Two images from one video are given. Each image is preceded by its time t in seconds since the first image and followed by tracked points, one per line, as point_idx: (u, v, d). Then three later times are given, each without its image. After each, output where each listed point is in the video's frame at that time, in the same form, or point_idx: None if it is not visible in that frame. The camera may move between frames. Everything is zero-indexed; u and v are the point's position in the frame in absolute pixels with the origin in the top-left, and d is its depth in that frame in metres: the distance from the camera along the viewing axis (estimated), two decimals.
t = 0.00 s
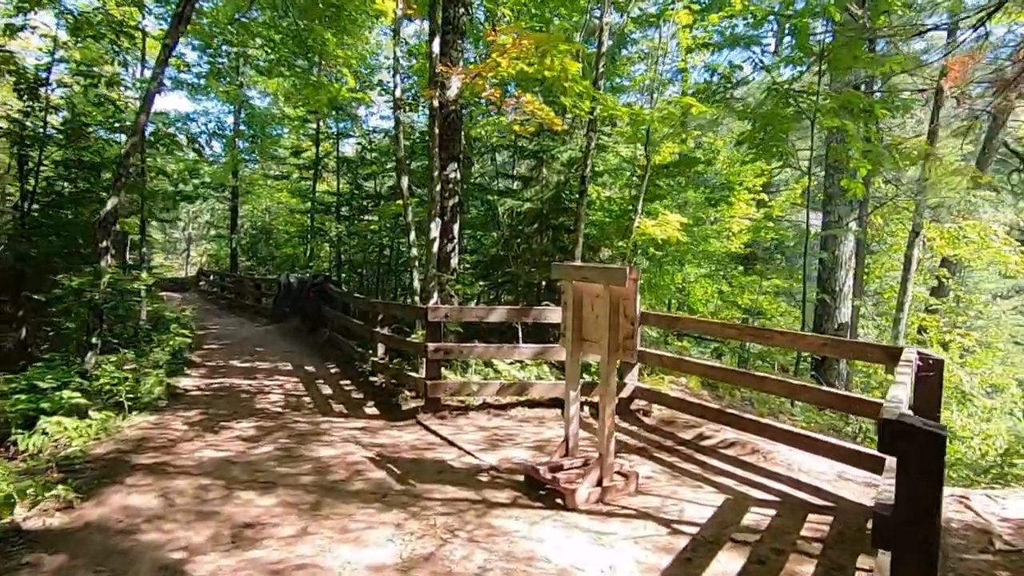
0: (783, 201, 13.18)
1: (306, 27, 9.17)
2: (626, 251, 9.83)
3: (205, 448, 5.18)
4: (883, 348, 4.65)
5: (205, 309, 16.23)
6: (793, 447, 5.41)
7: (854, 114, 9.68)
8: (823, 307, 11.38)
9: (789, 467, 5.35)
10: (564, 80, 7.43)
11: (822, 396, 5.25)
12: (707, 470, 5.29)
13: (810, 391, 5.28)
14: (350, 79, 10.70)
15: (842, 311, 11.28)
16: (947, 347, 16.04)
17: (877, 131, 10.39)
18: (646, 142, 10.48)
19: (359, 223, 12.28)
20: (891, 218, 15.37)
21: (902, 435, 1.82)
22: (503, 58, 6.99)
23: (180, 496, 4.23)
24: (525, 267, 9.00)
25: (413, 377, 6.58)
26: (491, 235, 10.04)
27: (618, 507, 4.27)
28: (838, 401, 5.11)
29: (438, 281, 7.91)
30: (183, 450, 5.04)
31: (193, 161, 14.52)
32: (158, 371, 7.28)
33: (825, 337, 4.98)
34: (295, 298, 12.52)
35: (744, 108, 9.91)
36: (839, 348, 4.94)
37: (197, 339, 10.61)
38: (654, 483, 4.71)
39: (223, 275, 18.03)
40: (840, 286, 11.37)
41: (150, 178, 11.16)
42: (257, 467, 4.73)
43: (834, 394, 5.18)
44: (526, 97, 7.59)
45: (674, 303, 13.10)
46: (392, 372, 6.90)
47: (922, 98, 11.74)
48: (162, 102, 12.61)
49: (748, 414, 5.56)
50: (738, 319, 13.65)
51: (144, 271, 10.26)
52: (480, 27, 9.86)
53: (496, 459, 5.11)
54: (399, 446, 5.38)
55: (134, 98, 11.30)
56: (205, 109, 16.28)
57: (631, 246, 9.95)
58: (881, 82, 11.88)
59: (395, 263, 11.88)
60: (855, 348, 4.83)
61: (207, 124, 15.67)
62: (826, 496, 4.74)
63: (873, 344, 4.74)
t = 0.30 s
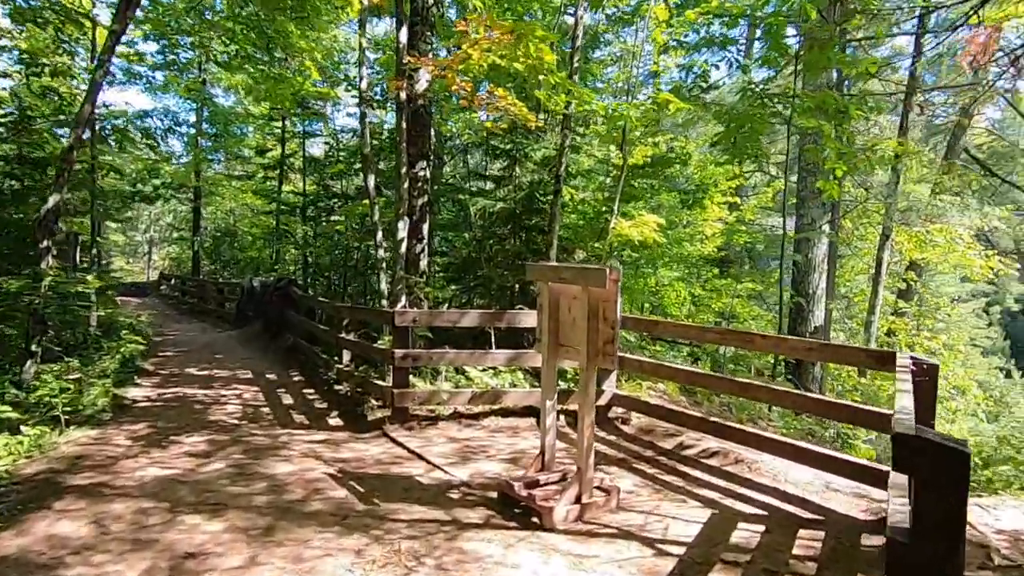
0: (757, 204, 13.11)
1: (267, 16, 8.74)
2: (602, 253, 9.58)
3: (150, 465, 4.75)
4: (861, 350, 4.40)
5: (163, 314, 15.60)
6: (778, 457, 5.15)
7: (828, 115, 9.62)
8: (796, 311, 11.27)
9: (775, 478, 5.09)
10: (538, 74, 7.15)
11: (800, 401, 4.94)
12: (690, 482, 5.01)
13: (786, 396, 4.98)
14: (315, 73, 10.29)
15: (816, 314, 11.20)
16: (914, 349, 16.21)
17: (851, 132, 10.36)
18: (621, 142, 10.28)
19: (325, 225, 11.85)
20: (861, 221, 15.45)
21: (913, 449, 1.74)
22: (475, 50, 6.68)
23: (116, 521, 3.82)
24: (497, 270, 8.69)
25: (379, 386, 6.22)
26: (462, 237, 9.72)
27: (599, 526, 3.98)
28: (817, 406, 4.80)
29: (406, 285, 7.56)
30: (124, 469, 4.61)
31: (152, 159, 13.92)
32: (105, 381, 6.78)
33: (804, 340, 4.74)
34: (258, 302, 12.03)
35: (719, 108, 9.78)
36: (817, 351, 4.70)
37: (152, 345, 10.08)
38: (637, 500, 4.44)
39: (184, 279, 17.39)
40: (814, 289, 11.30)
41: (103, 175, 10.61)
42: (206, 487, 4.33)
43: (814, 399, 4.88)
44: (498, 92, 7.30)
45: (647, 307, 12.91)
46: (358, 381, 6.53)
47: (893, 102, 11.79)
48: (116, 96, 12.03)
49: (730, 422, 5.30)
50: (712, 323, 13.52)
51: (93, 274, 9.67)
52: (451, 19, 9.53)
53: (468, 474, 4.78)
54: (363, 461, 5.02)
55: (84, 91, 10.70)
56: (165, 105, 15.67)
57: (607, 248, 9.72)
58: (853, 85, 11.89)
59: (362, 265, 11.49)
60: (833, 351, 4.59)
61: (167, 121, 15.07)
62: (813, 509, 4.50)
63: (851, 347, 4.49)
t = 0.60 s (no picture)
0: (729, 204, 12.98)
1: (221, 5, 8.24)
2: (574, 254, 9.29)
3: (80, 491, 4.28)
4: (850, 358, 4.18)
5: (116, 319, 14.86)
6: (761, 469, 4.91)
7: (802, 113, 9.48)
8: (769, 313, 11.15)
9: (759, 492, 4.85)
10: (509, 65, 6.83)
11: (780, 410, 4.53)
12: (670, 498, 4.73)
13: (765, 402, 4.60)
14: (274, 67, 9.79)
15: (789, 315, 11.09)
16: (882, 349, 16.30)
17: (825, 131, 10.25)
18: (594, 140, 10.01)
19: (286, 226, 11.35)
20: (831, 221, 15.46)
21: (925, 475, 1.45)
22: (442, 41, 6.32)
23: (32, 561, 3.36)
24: (466, 272, 8.34)
25: (339, 397, 5.82)
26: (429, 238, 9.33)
27: (576, 553, 3.67)
28: (799, 415, 4.39)
29: (369, 288, 7.16)
30: (49, 496, 4.13)
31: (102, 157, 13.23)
32: (39, 394, 6.23)
33: (791, 346, 4.52)
34: (214, 307, 11.47)
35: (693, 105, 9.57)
36: (804, 357, 4.47)
37: (98, 354, 9.46)
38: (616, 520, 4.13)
39: (138, 283, 16.64)
40: (787, 290, 11.18)
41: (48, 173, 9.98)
42: (141, 516, 3.89)
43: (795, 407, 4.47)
44: (466, 85, 6.96)
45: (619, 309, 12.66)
46: (316, 392, 6.11)
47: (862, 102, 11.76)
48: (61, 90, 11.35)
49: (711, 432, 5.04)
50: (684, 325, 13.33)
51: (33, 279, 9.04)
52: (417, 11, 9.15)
53: (434, 494, 4.42)
54: (320, 481, 4.62)
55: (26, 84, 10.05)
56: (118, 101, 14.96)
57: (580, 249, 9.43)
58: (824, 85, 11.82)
59: (325, 268, 11.01)
60: (821, 358, 4.34)
61: (120, 117, 14.37)
62: (802, 525, 4.26)
63: (839, 354, 4.26)
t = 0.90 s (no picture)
0: (696, 203, 12.87)
1: None
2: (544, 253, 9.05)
3: None
4: (835, 360, 3.95)
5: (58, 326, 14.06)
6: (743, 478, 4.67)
7: (770, 113, 9.40)
8: (737, 313, 11.04)
9: (741, 502, 4.60)
10: (476, 56, 6.53)
11: (766, 417, 4.29)
12: (650, 511, 4.45)
13: (747, 406, 4.37)
14: (226, 59, 9.31)
15: (757, 316, 11.01)
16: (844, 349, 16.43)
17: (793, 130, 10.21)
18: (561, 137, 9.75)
19: (240, 228, 10.82)
20: (794, 220, 15.51)
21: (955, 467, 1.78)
22: (404, 29, 5.99)
23: None
24: (429, 274, 7.98)
25: (294, 407, 5.41)
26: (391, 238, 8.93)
27: None
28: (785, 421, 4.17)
29: (326, 291, 6.75)
30: None
31: (43, 155, 12.50)
32: None
33: (774, 349, 4.28)
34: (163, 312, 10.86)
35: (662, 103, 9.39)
36: (788, 360, 4.23)
37: (33, 363, 8.82)
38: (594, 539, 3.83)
39: (83, 287, 15.81)
40: (755, 291, 11.08)
41: None
42: (61, 548, 3.44)
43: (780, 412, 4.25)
44: (429, 75, 6.63)
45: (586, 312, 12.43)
46: (269, 402, 5.68)
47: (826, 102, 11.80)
48: None
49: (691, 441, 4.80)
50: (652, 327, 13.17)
51: None
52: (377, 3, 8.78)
53: (396, 513, 4.06)
54: (270, 501, 4.21)
55: None
56: (60, 95, 14.16)
57: (548, 249, 9.18)
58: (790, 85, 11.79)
59: (281, 270, 10.53)
60: (805, 361, 4.10)
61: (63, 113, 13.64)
62: (787, 538, 4.02)
63: (824, 357, 4.03)
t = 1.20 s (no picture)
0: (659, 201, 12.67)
1: None
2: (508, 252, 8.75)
3: None
4: (816, 363, 3.71)
5: None
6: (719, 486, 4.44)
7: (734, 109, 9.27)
8: (702, 311, 10.91)
9: (718, 512, 4.37)
10: (435, 44, 6.20)
11: (741, 422, 4.07)
12: (623, 525, 4.19)
13: (722, 411, 4.14)
14: (168, 47, 8.76)
15: (721, 314, 10.93)
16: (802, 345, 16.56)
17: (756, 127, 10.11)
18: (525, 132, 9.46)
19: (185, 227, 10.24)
20: (755, 217, 15.49)
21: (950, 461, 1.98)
22: (357, 15, 5.61)
23: None
24: (388, 275, 7.62)
25: (239, 421, 5.00)
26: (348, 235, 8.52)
27: None
28: (763, 426, 3.95)
29: (276, 294, 6.33)
30: None
31: None
32: None
33: (750, 351, 4.05)
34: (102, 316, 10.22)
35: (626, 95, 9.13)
36: (765, 363, 4.01)
37: None
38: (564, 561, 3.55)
39: (18, 290, 14.90)
40: (718, 288, 11.04)
41: None
42: None
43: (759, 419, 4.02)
44: (385, 65, 6.27)
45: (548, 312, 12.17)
46: (213, 415, 5.26)
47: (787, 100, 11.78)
48: None
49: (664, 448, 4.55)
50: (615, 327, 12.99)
51: None
52: None
53: (350, 538, 3.71)
54: (209, 528, 3.82)
55: None
56: None
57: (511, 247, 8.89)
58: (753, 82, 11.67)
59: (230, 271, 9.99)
60: (783, 364, 3.87)
61: None
62: (768, 550, 3.80)
63: (803, 360, 3.80)
